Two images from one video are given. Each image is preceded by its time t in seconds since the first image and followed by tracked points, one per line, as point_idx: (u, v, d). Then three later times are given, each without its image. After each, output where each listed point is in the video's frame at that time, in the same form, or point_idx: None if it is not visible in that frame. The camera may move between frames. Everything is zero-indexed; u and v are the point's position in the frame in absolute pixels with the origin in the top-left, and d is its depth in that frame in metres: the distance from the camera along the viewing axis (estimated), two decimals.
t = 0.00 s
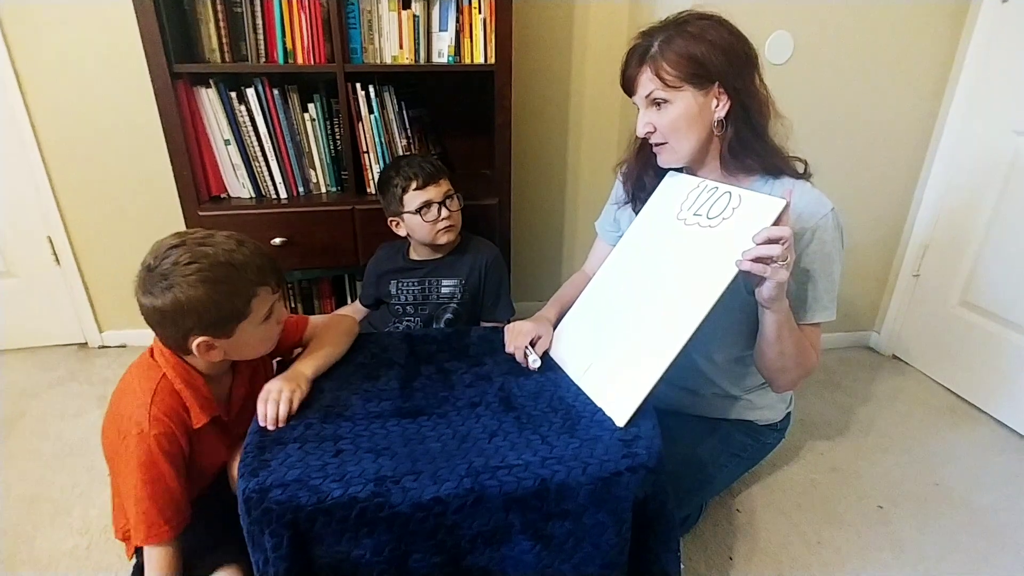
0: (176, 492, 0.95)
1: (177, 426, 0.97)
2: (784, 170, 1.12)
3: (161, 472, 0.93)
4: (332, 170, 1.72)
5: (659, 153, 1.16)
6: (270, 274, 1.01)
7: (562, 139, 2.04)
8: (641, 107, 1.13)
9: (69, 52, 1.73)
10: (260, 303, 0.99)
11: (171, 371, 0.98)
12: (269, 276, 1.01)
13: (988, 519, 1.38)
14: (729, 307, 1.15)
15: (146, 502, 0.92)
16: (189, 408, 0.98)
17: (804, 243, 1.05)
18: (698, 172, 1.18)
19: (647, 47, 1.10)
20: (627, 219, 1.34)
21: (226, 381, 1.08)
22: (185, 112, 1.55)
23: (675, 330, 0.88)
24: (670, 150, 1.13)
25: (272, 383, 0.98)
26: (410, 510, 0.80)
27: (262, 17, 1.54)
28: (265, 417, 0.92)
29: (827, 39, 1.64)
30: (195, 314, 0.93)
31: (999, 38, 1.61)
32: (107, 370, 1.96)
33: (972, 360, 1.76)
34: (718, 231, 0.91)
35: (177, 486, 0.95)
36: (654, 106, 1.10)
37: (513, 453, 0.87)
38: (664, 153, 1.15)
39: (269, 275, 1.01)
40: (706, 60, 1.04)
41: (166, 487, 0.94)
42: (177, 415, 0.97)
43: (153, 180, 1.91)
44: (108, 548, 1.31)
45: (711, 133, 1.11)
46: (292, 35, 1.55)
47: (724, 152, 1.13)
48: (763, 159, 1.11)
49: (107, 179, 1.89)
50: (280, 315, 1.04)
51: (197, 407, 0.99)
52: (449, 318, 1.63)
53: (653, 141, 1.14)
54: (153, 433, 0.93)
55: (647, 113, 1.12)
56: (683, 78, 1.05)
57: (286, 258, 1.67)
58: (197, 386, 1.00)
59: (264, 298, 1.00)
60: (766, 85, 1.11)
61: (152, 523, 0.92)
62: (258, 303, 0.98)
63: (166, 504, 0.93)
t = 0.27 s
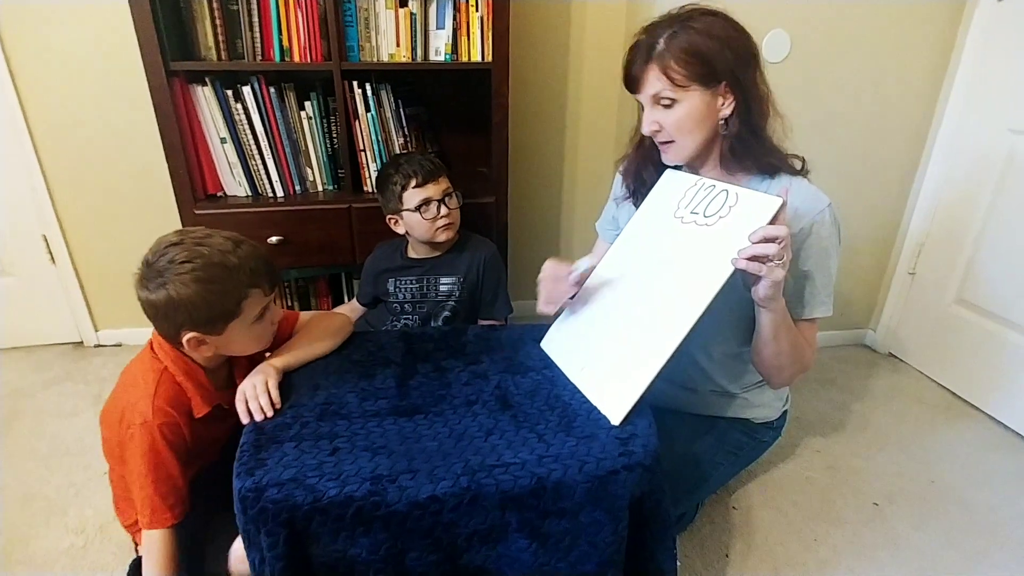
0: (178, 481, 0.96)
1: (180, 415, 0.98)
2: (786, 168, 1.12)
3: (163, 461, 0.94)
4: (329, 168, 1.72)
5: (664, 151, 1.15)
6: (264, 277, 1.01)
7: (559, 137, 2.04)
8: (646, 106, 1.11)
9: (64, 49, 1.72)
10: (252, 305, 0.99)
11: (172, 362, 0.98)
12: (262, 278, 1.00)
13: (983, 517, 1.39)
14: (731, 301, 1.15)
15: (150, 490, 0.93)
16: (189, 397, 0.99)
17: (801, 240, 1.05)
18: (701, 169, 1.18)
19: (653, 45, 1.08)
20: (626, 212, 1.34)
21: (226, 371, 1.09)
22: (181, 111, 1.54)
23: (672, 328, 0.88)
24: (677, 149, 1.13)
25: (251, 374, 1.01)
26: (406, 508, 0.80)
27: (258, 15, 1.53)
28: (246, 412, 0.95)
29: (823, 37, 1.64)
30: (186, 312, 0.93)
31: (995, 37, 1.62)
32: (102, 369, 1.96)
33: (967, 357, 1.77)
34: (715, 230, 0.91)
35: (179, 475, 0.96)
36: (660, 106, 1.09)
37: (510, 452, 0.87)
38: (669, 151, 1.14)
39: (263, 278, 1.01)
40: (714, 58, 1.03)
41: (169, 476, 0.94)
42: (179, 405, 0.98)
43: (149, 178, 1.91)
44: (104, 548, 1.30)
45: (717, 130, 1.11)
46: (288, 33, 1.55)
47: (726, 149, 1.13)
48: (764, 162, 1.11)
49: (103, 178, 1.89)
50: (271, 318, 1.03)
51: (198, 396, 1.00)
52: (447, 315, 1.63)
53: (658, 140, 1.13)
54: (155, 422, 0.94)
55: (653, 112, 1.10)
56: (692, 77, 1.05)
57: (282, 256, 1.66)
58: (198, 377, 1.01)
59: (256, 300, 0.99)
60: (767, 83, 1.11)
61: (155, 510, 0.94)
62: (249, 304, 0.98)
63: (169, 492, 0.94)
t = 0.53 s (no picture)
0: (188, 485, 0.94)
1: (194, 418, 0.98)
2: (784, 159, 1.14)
3: (174, 464, 0.93)
4: (326, 166, 1.71)
5: (682, 155, 1.11)
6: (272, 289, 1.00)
7: (556, 135, 2.04)
8: (662, 111, 1.07)
9: (59, 47, 1.71)
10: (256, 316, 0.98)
11: (190, 364, 0.98)
12: (270, 290, 1.00)
13: (979, 514, 1.39)
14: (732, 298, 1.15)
15: (159, 492, 0.92)
16: (205, 401, 0.99)
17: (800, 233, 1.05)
18: (708, 165, 1.17)
19: (657, 46, 1.05)
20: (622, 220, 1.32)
21: (240, 377, 1.09)
22: (177, 108, 1.54)
23: (671, 327, 0.88)
24: (698, 148, 1.09)
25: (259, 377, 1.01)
26: (406, 507, 0.80)
27: (254, 12, 1.52)
28: (254, 402, 0.95)
29: (821, 35, 1.65)
30: (190, 317, 0.93)
31: (992, 36, 1.62)
32: (99, 368, 1.95)
33: (964, 355, 1.77)
34: (715, 229, 0.91)
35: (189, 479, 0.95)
36: (679, 107, 1.06)
37: (509, 450, 0.87)
38: (689, 153, 1.11)
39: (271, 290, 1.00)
40: (719, 49, 1.04)
41: (179, 480, 0.93)
42: (193, 408, 0.98)
43: (145, 177, 1.90)
44: (102, 547, 1.30)
45: (727, 121, 1.11)
46: (284, 31, 1.54)
47: (729, 142, 1.13)
48: (764, 149, 1.12)
49: (99, 176, 1.88)
50: (278, 330, 1.02)
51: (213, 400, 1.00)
52: (446, 313, 1.63)
53: (679, 145, 1.09)
54: (169, 424, 0.93)
55: (673, 115, 1.06)
56: (705, 71, 1.03)
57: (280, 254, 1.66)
58: (213, 380, 1.01)
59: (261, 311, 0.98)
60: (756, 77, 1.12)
61: (163, 513, 0.92)
62: (253, 315, 0.97)
63: (178, 497, 0.93)
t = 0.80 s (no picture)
0: (214, 485, 0.95)
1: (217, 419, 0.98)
2: (780, 157, 1.13)
3: (201, 465, 0.93)
4: (323, 164, 1.71)
5: (678, 152, 1.12)
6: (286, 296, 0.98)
7: (554, 133, 2.04)
8: (659, 108, 1.07)
9: (56, 44, 1.71)
10: (268, 323, 0.96)
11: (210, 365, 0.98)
12: (283, 297, 0.98)
13: (974, 511, 1.40)
14: (728, 296, 1.15)
15: (185, 494, 0.92)
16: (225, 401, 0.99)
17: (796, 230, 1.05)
18: (702, 163, 1.17)
19: (654, 44, 1.05)
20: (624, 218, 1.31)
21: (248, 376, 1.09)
22: (174, 106, 1.53)
23: (669, 324, 0.88)
24: (694, 145, 1.10)
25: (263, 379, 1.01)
26: (403, 504, 0.81)
27: (251, 10, 1.52)
28: (253, 401, 0.95)
29: (819, 34, 1.65)
30: (201, 321, 0.93)
31: (989, 35, 1.63)
32: (96, 365, 1.95)
33: (960, 354, 1.78)
34: (713, 227, 0.91)
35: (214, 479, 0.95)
36: (677, 104, 1.06)
37: (506, 447, 0.87)
38: (685, 150, 1.11)
39: (284, 297, 0.98)
40: (716, 46, 1.04)
41: (206, 480, 0.94)
42: (216, 409, 0.98)
43: (142, 174, 1.90)
44: (98, 545, 1.30)
45: (722, 119, 1.12)
46: (282, 28, 1.54)
47: (722, 139, 1.13)
48: (759, 146, 1.12)
49: (97, 174, 1.87)
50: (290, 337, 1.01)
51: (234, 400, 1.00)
52: (444, 310, 1.64)
53: (677, 142, 1.10)
54: (196, 425, 0.93)
55: (670, 112, 1.07)
56: (702, 68, 1.03)
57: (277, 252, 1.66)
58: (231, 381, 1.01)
59: (273, 319, 0.97)
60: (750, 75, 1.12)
61: (189, 513, 0.92)
62: (265, 323, 0.96)
63: (205, 496, 0.94)
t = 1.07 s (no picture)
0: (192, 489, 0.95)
1: (196, 423, 0.98)
2: (774, 159, 1.14)
3: (178, 468, 0.93)
4: (321, 166, 1.71)
5: (673, 151, 1.13)
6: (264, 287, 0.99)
7: (552, 135, 2.04)
8: (655, 106, 1.08)
9: (53, 47, 1.71)
10: (247, 315, 0.97)
11: (189, 368, 0.99)
12: (261, 288, 0.98)
13: (970, 511, 1.40)
14: (723, 298, 1.16)
15: (163, 497, 0.92)
16: (205, 404, 1.00)
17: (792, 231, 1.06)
18: (697, 164, 1.18)
19: (653, 42, 1.05)
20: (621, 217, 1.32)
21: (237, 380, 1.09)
22: (172, 108, 1.54)
23: (666, 326, 0.88)
24: (689, 145, 1.11)
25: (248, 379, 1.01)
26: (400, 506, 0.81)
27: (249, 12, 1.52)
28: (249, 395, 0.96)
29: (815, 36, 1.65)
30: (180, 314, 0.93)
31: (984, 37, 1.63)
32: (93, 368, 1.94)
33: (956, 354, 1.78)
34: (710, 229, 0.91)
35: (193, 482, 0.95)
36: (673, 103, 1.07)
37: (504, 449, 0.87)
38: (680, 150, 1.12)
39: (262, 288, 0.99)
40: (713, 48, 1.05)
41: (183, 484, 0.93)
42: (195, 412, 0.98)
43: (140, 177, 1.90)
44: (96, 548, 1.30)
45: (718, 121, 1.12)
46: (279, 31, 1.54)
47: (719, 141, 1.14)
48: (753, 148, 1.13)
49: (94, 176, 1.87)
50: (270, 330, 1.01)
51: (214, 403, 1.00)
52: (441, 312, 1.64)
53: (672, 141, 1.10)
54: (173, 428, 0.94)
55: (666, 111, 1.07)
56: (700, 69, 1.04)
57: (275, 254, 1.66)
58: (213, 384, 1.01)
59: (251, 310, 0.97)
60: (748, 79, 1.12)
61: (167, 518, 0.92)
62: (244, 314, 0.96)
63: (182, 500, 0.93)
